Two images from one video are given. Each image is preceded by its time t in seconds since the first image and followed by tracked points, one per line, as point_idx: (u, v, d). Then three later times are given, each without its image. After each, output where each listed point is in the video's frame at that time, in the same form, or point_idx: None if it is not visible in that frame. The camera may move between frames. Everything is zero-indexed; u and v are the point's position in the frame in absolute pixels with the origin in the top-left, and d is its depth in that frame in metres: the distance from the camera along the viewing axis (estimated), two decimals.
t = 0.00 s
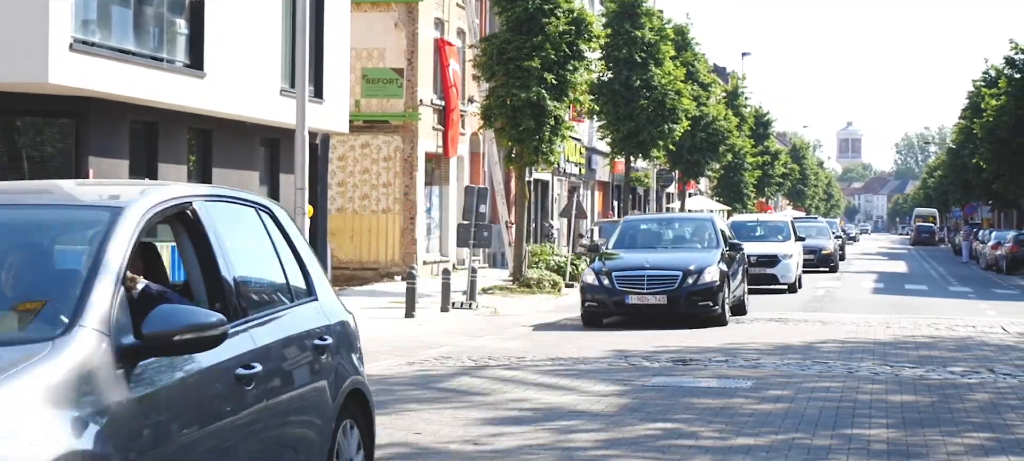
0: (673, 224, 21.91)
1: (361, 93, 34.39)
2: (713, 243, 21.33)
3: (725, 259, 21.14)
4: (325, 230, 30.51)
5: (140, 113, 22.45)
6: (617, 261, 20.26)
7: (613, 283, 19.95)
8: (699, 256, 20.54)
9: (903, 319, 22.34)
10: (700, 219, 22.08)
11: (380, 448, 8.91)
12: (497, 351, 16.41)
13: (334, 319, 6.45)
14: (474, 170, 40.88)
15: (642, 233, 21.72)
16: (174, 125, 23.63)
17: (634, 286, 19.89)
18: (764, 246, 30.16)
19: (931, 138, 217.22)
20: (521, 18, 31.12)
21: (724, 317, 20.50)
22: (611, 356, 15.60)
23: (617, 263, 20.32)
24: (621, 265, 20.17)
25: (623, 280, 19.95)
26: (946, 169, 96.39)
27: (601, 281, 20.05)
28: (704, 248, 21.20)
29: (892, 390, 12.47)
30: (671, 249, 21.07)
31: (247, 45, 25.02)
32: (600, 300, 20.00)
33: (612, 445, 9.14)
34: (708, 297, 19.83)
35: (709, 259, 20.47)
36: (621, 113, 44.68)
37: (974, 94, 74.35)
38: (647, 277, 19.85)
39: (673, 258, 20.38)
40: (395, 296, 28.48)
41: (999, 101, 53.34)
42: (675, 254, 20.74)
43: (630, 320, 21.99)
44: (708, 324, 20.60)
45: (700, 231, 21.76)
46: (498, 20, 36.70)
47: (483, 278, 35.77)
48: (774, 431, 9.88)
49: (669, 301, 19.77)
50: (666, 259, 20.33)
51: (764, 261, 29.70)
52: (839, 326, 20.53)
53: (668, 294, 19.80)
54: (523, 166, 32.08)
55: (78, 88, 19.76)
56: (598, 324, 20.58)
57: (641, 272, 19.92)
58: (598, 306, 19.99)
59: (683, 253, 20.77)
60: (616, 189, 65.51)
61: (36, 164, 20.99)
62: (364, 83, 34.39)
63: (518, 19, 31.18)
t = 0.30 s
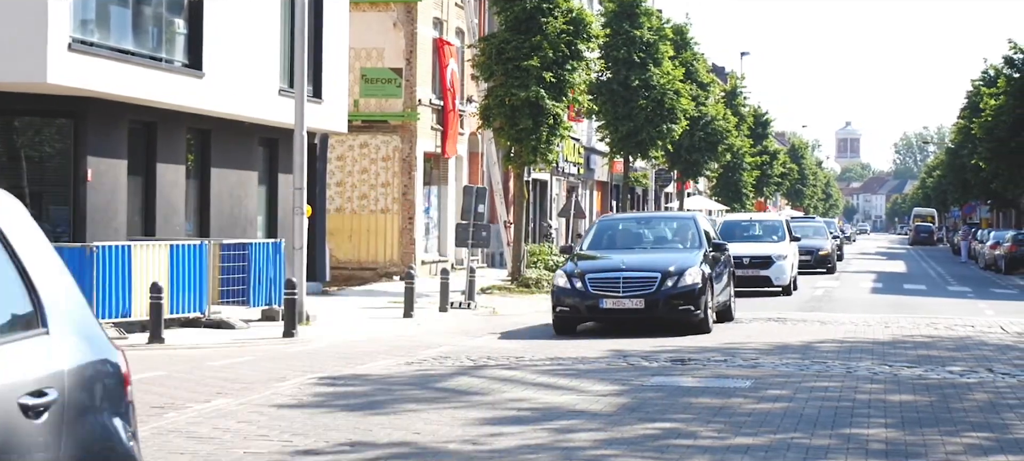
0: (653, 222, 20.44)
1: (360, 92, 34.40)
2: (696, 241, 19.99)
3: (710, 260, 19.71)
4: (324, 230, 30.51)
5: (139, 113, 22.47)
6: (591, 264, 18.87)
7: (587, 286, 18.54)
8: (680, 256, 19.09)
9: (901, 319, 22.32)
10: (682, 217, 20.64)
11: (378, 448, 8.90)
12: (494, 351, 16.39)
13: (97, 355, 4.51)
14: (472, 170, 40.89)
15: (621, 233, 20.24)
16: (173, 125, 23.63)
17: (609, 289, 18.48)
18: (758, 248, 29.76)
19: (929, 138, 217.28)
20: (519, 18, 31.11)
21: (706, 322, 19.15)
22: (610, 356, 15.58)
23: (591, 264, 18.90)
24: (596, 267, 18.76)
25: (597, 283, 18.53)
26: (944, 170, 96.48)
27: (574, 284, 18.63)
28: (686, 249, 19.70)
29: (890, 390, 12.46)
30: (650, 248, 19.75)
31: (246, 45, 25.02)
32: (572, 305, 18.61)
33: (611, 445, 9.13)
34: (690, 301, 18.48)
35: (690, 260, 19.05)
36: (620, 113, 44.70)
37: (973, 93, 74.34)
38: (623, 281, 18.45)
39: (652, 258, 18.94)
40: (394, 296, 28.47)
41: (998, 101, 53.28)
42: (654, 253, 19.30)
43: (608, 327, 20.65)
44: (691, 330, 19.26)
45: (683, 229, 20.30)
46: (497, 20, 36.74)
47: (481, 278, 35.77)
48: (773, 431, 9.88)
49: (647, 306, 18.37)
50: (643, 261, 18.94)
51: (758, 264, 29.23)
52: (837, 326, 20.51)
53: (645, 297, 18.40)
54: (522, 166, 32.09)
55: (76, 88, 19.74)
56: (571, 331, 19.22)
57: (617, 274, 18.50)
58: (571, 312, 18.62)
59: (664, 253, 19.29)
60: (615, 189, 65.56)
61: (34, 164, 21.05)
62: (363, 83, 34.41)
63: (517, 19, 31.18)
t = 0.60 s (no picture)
0: (630, 221, 18.47)
1: (359, 92, 34.38)
2: (677, 241, 18.07)
3: (692, 265, 17.79)
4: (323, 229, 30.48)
5: (139, 113, 22.48)
6: (562, 267, 17.00)
7: (555, 292, 16.71)
8: (658, 259, 17.15)
9: (900, 319, 22.27)
10: (663, 215, 18.64)
11: (376, 448, 8.88)
12: (493, 351, 16.34)
13: None
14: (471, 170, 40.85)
15: (597, 233, 18.32)
16: (172, 125, 23.60)
17: (580, 296, 16.64)
18: (752, 251, 28.45)
19: (929, 138, 217.25)
20: (518, 17, 31.08)
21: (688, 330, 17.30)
22: (609, 356, 15.54)
23: (561, 266, 17.02)
24: (566, 270, 16.89)
25: (567, 289, 16.71)
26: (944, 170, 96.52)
27: (541, 289, 16.80)
28: (667, 250, 17.77)
29: (889, 390, 12.44)
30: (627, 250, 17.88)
31: (245, 44, 25.03)
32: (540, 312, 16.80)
33: (610, 445, 9.11)
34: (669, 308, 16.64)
35: (671, 263, 17.11)
36: (620, 112, 44.68)
37: (972, 92, 74.30)
38: (595, 287, 16.59)
39: (627, 261, 17.02)
40: (393, 296, 28.44)
41: (998, 100, 53.20)
42: (632, 255, 17.36)
43: (581, 336, 18.79)
44: (670, 340, 17.40)
45: (663, 229, 18.32)
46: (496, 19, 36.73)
47: (481, 278, 35.75)
48: (773, 430, 9.86)
49: (621, 314, 16.52)
50: (619, 263, 17.04)
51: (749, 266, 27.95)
52: (836, 326, 20.45)
53: (620, 305, 16.54)
54: (520, 166, 32.08)
55: (75, 88, 19.73)
56: (540, 340, 17.39)
57: (588, 279, 16.65)
58: (538, 320, 16.80)
59: (641, 256, 17.34)
60: (614, 188, 65.54)
61: (33, 164, 21.06)
62: (362, 83, 34.40)
63: (516, 19, 31.14)
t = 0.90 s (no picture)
0: (603, 221, 16.77)
1: (358, 92, 34.38)
2: (654, 243, 16.37)
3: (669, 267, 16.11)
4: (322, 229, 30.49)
5: (140, 113, 22.50)
6: (524, 270, 15.32)
7: (515, 297, 15.05)
8: (630, 262, 15.44)
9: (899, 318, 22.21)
10: (639, 214, 16.94)
11: (374, 448, 8.86)
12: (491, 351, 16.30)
13: None
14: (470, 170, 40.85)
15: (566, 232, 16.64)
16: (171, 124, 23.59)
17: (542, 302, 14.97)
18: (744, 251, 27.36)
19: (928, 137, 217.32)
20: (518, 17, 31.08)
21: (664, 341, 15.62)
22: (607, 356, 15.49)
23: (524, 269, 15.35)
24: (527, 273, 15.22)
25: (527, 293, 15.04)
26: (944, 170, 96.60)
27: (500, 294, 15.13)
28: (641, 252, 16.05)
29: (889, 390, 12.42)
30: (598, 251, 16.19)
31: (245, 44, 25.02)
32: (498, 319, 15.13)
33: (609, 445, 9.09)
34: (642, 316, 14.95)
35: (645, 266, 15.37)
36: (619, 112, 44.68)
37: (972, 92, 74.32)
38: (559, 293, 14.92)
39: (596, 264, 15.34)
40: (392, 296, 28.46)
41: (998, 100, 53.17)
42: (603, 258, 15.65)
43: (547, 345, 17.13)
44: (642, 351, 15.76)
45: (638, 228, 16.64)
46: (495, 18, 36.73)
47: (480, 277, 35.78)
48: (773, 430, 9.85)
49: (588, 322, 14.85)
50: (588, 266, 15.34)
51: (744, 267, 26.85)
52: (835, 325, 20.40)
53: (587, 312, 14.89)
54: (520, 165, 32.09)
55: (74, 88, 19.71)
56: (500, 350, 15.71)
57: (552, 284, 14.98)
58: (496, 328, 15.14)
59: (612, 258, 15.64)
60: (614, 187, 65.58)
61: (32, 164, 21.07)
62: (361, 82, 34.42)
63: (516, 18, 31.12)
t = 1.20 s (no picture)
0: (568, 220, 15.47)
1: (357, 92, 34.41)
2: (622, 246, 15.04)
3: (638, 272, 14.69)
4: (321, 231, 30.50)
5: (139, 113, 22.52)
6: (474, 275, 13.71)
7: (465, 305, 13.44)
8: (594, 266, 13.90)
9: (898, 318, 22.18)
10: (607, 213, 15.67)
11: (373, 448, 8.85)
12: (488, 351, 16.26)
13: None
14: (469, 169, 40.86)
15: (529, 235, 15.27)
16: (170, 123, 23.60)
17: (495, 311, 13.35)
18: (738, 254, 27.04)
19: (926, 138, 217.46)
20: (517, 17, 31.10)
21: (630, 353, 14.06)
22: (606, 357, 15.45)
23: (475, 274, 13.78)
24: (479, 278, 13.62)
25: (478, 301, 13.42)
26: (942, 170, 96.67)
27: (448, 302, 13.52)
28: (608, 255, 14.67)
29: (888, 389, 12.42)
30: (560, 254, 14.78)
31: (244, 43, 25.04)
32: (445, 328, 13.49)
33: (608, 444, 9.08)
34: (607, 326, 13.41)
35: (610, 270, 13.85)
36: (618, 112, 44.67)
37: (971, 92, 74.38)
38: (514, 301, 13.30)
39: (555, 267, 13.77)
40: (392, 295, 28.51)
41: (997, 99, 53.19)
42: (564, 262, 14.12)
43: (503, 356, 15.66)
44: (608, 364, 14.19)
45: (606, 229, 15.35)
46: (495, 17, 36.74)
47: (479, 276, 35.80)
48: (771, 430, 9.84)
49: (546, 334, 13.25)
50: (545, 270, 13.77)
51: (734, 271, 26.53)
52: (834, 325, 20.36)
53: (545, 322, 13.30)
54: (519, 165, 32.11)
55: (72, 88, 19.69)
56: (449, 364, 14.07)
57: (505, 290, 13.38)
58: (442, 340, 13.50)
59: (574, 261, 14.15)
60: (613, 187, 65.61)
61: (31, 163, 21.05)
62: (361, 82, 34.46)
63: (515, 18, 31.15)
